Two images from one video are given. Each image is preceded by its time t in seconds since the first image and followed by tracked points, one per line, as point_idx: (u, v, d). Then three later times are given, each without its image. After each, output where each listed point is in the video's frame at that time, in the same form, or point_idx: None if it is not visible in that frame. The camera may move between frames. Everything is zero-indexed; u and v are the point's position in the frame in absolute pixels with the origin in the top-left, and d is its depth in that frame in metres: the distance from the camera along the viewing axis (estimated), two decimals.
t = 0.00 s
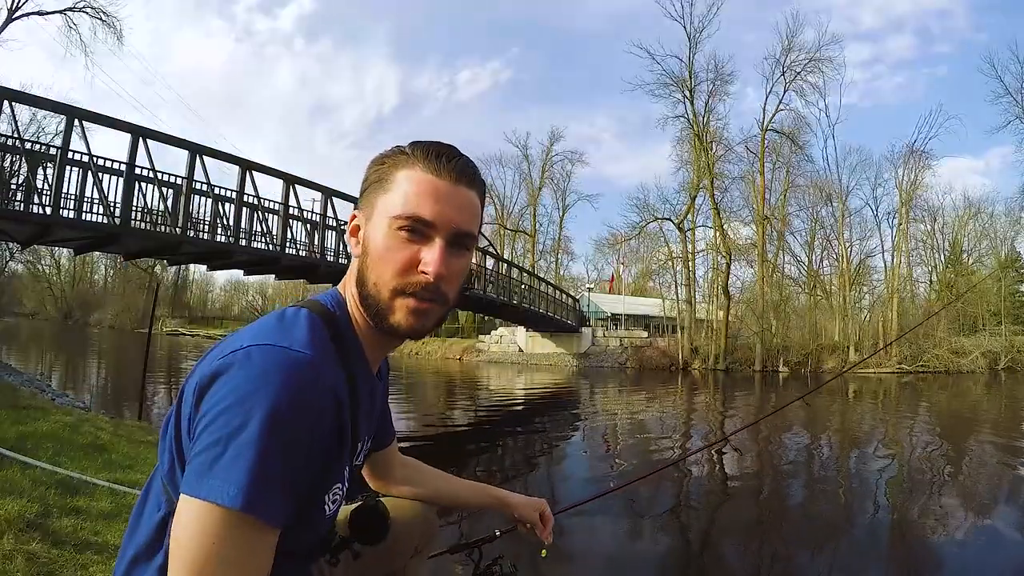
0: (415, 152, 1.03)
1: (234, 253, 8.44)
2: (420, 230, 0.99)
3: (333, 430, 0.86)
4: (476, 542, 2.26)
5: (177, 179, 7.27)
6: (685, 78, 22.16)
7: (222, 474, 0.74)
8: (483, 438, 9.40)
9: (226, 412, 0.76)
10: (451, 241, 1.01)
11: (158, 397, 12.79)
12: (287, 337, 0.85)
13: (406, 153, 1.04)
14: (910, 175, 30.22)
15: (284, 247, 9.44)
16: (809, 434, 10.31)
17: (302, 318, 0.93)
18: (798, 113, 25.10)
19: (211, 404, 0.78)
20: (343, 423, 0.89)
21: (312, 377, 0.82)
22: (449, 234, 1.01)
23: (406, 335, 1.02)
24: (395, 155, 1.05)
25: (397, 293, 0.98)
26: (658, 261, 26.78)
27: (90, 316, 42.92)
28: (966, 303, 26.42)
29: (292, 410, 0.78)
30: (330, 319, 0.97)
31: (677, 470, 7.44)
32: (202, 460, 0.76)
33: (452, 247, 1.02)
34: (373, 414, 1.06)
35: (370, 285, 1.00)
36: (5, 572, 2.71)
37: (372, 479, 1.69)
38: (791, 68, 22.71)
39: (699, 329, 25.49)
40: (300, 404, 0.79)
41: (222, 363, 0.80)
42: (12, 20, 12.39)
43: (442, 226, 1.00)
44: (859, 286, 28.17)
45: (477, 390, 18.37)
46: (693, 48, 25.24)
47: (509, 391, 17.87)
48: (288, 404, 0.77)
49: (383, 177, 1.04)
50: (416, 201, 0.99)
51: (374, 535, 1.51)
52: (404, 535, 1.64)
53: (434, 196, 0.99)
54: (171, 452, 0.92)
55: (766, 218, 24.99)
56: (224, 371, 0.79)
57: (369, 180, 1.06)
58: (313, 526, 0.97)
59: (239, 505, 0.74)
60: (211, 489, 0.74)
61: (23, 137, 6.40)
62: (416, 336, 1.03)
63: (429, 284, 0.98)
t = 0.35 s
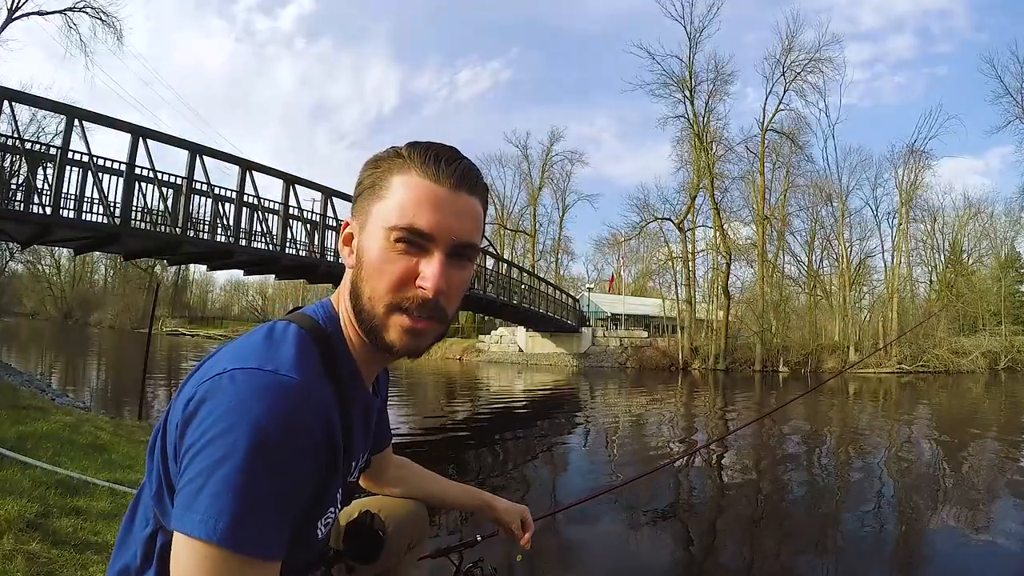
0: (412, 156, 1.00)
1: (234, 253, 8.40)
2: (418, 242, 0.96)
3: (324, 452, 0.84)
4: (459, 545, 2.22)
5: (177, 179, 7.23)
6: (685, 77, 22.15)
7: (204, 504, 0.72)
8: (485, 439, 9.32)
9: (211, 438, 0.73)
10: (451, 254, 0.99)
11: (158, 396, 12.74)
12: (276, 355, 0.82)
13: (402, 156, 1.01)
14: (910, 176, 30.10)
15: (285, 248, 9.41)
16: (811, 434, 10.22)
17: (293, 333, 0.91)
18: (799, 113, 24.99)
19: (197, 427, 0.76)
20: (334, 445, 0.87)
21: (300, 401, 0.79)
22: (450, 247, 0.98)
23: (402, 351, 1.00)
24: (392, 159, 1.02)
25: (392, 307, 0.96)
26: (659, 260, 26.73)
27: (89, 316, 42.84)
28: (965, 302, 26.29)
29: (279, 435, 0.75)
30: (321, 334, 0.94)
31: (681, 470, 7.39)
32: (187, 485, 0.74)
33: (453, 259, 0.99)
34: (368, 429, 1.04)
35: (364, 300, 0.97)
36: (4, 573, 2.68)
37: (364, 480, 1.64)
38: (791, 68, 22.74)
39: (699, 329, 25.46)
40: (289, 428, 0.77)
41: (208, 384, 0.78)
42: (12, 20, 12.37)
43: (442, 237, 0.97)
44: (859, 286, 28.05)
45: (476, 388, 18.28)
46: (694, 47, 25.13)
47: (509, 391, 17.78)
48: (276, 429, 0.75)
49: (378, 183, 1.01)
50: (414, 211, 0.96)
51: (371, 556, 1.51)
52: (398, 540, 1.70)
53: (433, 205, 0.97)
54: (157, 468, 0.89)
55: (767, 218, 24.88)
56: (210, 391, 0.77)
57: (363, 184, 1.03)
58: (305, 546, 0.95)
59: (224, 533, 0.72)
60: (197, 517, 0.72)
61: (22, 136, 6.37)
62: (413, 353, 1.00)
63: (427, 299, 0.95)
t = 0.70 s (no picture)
0: (399, 154, 1.00)
1: (234, 253, 8.40)
2: (403, 243, 0.96)
3: (298, 460, 0.85)
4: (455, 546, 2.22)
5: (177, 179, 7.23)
6: (685, 77, 22.16)
7: (169, 520, 0.72)
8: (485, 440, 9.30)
9: (178, 453, 0.74)
10: (440, 258, 0.99)
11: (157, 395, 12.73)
12: (244, 368, 0.83)
13: (388, 153, 1.01)
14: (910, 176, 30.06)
15: (284, 247, 9.41)
16: (810, 434, 10.19)
17: (271, 342, 0.91)
18: (799, 113, 24.95)
19: (166, 442, 0.76)
20: (308, 455, 0.87)
21: (271, 415, 0.79)
22: (438, 252, 0.98)
23: (387, 359, 1.00)
24: (377, 158, 1.02)
25: (377, 315, 0.96)
26: (658, 260, 26.70)
27: (90, 315, 42.84)
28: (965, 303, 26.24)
29: (245, 452, 0.75)
30: (300, 344, 0.95)
31: (680, 470, 7.39)
32: (156, 499, 0.74)
33: (441, 264, 0.99)
34: (352, 436, 1.05)
35: (349, 307, 0.98)
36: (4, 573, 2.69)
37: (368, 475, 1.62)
38: (791, 68, 22.75)
39: (699, 329, 25.47)
40: (259, 441, 0.77)
41: (178, 397, 0.78)
42: (12, 20, 12.39)
43: (428, 241, 0.97)
44: (859, 286, 27.98)
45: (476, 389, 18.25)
46: (694, 47, 25.09)
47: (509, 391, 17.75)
48: (241, 446, 0.75)
49: (362, 183, 1.01)
50: (399, 214, 0.96)
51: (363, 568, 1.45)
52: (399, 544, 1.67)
53: (419, 208, 0.96)
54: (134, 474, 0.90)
55: (767, 217, 24.85)
56: (180, 405, 0.77)
57: (349, 182, 1.04)
58: (286, 558, 0.95)
59: (189, 552, 0.73)
60: (161, 534, 0.73)
61: (22, 136, 6.37)
62: (400, 361, 1.01)
63: (414, 306, 0.96)
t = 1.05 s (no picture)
0: (437, 161, 1.01)
1: (234, 253, 8.40)
2: (442, 242, 0.97)
3: (339, 443, 0.84)
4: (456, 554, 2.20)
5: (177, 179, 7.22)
6: (685, 78, 22.15)
7: (222, 491, 0.71)
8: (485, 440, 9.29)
9: (228, 427, 0.73)
10: (475, 258, 0.99)
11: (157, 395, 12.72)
12: (292, 351, 0.83)
13: (427, 159, 1.02)
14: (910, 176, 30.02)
15: (284, 247, 9.40)
16: (810, 434, 10.16)
17: (311, 328, 0.91)
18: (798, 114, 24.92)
19: (214, 416, 0.76)
20: (347, 439, 0.87)
21: (318, 395, 0.79)
22: (473, 252, 0.99)
23: (421, 353, 0.99)
24: (416, 162, 1.02)
25: (414, 309, 0.96)
26: (658, 260, 26.67)
27: (90, 315, 42.82)
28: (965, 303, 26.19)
29: (295, 427, 0.75)
30: (339, 332, 0.94)
31: (680, 470, 7.38)
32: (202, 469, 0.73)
33: (476, 264, 1.00)
34: (376, 428, 1.04)
35: (385, 301, 0.97)
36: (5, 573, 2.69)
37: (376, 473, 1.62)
38: (791, 68, 22.70)
39: (699, 329, 25.41)
40: (308, 421, 0.77)
41: (226, 374, 0.78)
42: (12, 20, 12.34)
43: (466, 242, 0.98)
44: (859, 286, 27.91)
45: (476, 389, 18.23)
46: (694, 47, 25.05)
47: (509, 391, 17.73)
48: (294, 423, 0.75)
49: (401, 185, 1.02)
50: (439, 214, 0.97)
51: (369, 564, 1.43)
52: (409, 549, 1.65)
53: (458, 210, 0.97)
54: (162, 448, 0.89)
55: (767, 217, 24.81)
56: (229, 381, 0.77)
57: (387, 186, 1.04)
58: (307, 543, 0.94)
59: (236, 522, 0.72)
60: (208, 503, 0.72)
61: (23, 137, 6.37)
62: (431, 355, 1.00)
63: (449, 302, 0.96)
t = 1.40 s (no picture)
0: (489, 132, 1.00)
1: (234, 253, 8.39)
2: (487, 201, 0.97)
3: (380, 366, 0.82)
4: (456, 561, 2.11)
5: (177, 179, 7.20)
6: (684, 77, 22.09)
7: (271, 378, 0.68)
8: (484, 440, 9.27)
9: (288, 318, 0.72)
10: (515, 218, 0.98)
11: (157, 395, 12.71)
12: (349, 269, 0.81)
13: (477, 131, 1.01)
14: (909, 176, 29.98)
15: (284, 247, 9.38)
16: (810, 435, 10.14)
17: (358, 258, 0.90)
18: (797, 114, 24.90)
19: (271, 308, 0.75)
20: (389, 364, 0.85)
21: (370, 302, 0.78)
22: (512, 212, 0.98)
23: (455, 302, 0.98)
24: (464, 133, 1.02)
25: (454, 259, 0.95)
26: (658, 260, 26.64)
27: (90, 315, 42.80)
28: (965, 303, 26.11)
29: (353, 326, 0.74)
30: (382, 268, 0.92)
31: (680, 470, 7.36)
32: (255, 356, 0.72)
33: (514, 224, 0.99)
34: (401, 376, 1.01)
35: (428, 249, 0.97)
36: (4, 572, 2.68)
37: (383, 461, 1.57)
38: (791, 68, 22.64)
39: (699, 329, 25.36)
40: (363, 324, 0.76)
41: (288, 275, 0.77)
42: (12, 20, 12.33)
43: (509, 201, 0.97)
44: (859, 286, 27.84)
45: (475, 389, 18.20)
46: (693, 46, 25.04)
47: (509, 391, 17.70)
48: (351, 327, 0.74)
49: (451, 149, 1.01)
50: (485, 174, 0.96)
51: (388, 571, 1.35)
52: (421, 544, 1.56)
53: (503, 173, 0.97)
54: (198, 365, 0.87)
55: (767, 217, 24.80)
56: (291, 279, 0.76)
57: (435, 152, 1.04)
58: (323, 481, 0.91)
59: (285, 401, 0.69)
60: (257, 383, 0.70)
61: (23, 137, 6.36)
62: (464, 306, 0.99)
63: (487, 254, 0.95)
